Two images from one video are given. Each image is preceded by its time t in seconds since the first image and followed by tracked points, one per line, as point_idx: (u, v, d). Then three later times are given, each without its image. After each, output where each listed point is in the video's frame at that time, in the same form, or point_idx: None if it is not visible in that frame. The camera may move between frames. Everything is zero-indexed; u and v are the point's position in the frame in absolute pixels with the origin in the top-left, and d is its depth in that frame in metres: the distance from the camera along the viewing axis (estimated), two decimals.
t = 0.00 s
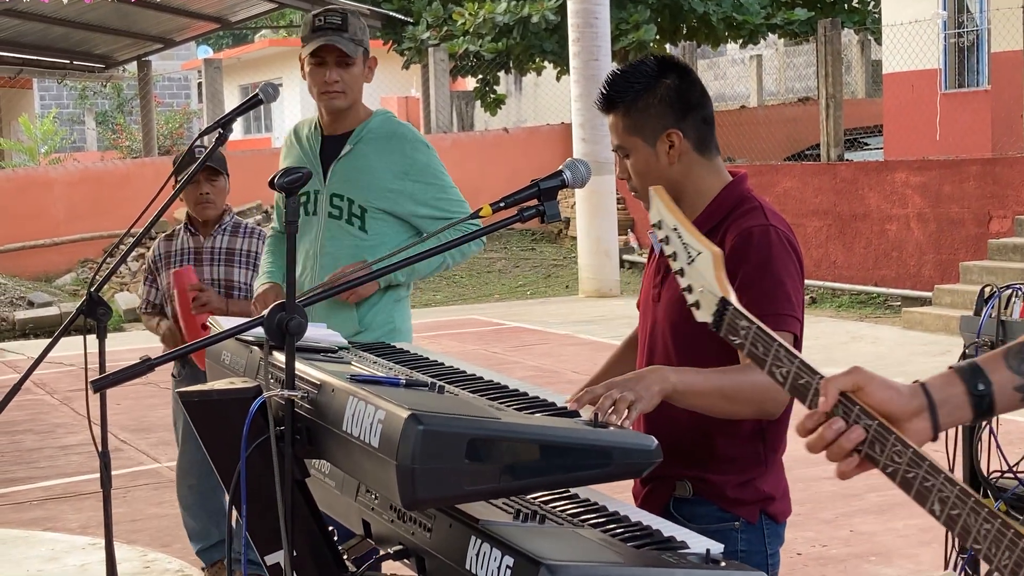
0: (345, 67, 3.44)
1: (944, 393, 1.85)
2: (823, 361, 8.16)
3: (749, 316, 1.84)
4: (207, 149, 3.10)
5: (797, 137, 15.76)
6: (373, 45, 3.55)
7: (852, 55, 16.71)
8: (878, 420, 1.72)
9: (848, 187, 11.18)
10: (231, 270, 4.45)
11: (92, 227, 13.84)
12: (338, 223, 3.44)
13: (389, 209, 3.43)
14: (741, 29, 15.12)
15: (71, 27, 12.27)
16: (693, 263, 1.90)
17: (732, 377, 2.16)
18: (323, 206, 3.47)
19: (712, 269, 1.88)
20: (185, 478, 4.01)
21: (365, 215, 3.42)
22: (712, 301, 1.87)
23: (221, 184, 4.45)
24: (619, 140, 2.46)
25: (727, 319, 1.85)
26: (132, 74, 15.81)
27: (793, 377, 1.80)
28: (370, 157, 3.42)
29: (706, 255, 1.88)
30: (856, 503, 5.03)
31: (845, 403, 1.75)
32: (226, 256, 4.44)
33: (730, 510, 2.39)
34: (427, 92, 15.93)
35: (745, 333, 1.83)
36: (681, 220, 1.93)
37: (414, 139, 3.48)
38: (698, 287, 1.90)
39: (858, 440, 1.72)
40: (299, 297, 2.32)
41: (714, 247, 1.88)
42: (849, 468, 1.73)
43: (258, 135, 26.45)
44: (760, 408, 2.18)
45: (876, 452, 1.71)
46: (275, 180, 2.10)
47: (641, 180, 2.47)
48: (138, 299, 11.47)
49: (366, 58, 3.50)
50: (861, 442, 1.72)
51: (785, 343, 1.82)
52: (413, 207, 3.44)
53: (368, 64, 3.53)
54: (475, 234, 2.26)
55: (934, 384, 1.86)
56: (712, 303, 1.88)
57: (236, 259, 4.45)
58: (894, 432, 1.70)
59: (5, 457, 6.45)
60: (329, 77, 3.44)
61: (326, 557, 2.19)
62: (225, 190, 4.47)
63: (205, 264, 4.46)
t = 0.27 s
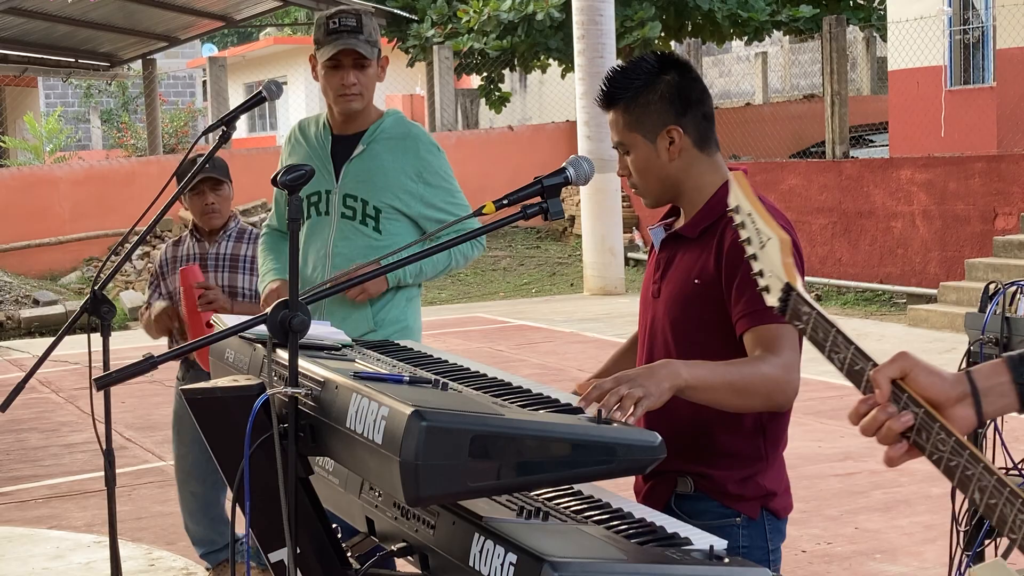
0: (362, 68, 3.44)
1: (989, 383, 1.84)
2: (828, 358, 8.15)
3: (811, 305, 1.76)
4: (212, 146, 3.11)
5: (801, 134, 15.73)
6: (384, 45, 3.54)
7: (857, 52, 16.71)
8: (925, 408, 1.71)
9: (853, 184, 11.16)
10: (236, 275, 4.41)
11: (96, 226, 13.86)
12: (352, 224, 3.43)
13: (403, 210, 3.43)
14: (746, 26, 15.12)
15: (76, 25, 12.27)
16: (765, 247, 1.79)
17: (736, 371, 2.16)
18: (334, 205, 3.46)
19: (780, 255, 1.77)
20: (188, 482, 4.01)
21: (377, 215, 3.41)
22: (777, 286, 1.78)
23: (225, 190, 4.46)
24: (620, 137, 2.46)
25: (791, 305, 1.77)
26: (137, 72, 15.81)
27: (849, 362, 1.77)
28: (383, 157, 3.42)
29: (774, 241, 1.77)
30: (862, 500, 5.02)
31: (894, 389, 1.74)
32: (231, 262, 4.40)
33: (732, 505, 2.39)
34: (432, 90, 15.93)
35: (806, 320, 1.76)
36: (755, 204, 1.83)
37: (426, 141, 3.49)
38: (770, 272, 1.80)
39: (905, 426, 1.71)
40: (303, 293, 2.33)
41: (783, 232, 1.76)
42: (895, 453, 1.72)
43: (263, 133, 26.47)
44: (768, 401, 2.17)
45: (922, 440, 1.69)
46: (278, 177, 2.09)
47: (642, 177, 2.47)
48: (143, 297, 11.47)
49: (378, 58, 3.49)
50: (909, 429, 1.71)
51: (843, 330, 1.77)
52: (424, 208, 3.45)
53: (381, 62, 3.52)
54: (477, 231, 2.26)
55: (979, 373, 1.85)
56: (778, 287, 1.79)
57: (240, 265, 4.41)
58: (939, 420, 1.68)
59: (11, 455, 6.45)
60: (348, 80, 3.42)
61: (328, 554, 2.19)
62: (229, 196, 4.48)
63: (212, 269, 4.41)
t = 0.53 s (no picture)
0: (351, 64, 3.41)
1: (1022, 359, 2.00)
2: (834, 356, 8.14)
3: (845, 300, 2.16)
4: (215, 147, 3.10)
5: (806, 132, 15.72)
6: (388, 39, 3.47)
7: (863, 49, 16.69)
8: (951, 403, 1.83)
9: (859, 182, 11.15)
10: (235, 270, 4.34)
11: (102, 224, 13.87)
12: (347, 220, 3.43)
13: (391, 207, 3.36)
14: (751, 23, 15.11)
15: (82, 24, 12.29)
16: (806, 245, 2.18)
17: (741, 370, 2.16)
18: (335, 203, 3.47)
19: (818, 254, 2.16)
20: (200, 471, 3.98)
21: (366, 212, 3.38)
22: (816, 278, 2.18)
23: (228, 182, 4.46)
24: (623, 137, 2.46)
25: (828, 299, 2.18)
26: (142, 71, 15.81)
27: (883, 357, 2.08)
28: (374, 152, 3.37)
29: (813, 239, 2.16)
30: (868, 498, 5.02)
31: (922, 386, 1.87)
32: (231, 256, 4.34)
33: (737, 504, 2.39)
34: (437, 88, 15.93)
35: (843, 313, 2.15)
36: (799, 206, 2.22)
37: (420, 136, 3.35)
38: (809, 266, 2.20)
39: (936, 423, 1.83)
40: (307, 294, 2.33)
41: (821, 230, 2.14)
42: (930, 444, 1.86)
43: (269, 131, 26.48)
44: (774, 399, 2.17)
45: (950, 434, 1.81)
46: (283, 176, 2.09)
47: (646, 177, 2.47)
48: (149, 295, 11.49)
49: (378, 54, 3.44)
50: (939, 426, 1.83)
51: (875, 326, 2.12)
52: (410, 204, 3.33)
53: (384, 58, 3.47)
54: (481, 231, 2.26)
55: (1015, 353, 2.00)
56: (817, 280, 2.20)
57: (240, 259, 4.34)
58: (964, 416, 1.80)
59: (17, 454, 6.46)
60: (336, 75, 3.42)
61: (334, 553, 2.19)
62: (233, 187, 4.46)
63: (217, 263, 4.39)
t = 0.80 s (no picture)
0: (332, 56, 3.40)
1: None
2: (840, 354, 8.14)
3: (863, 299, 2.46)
4: (220, 144, 3.10)
5: (812, 129, 15.71)
6: (374, 30, 3.41)
7: (868, 47, 16.68)
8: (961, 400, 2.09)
9: (864, 179, 11.14)
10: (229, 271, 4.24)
11: (108, 223, 13.88)
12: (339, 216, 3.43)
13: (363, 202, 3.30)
14: (756, 21, 15.09)
15: (87, 22, 12.30)
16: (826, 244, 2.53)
17: (748, 366, 2.15)
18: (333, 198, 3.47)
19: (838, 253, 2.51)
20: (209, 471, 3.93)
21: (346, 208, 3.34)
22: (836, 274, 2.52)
23: (234, 180, 4.38)
24: (629, 133, 2.46)
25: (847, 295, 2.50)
26: (147, 69, 15.83)
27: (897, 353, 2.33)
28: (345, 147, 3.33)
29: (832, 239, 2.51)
30: (873, 495, 5.02)
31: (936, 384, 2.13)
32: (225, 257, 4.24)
33: (744, 499, 2.39)
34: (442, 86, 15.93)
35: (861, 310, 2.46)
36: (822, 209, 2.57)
37: (383, 130, 3.22)
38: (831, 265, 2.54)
39: (948, 417, 2.09)
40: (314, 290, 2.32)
41: (841, 230, 2.50)
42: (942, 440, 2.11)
43: (274, 130, 26.50)
44: (780, 394, 2.17)
45: (961, 431, 2.08)
46: (286, 174, 2.09)
47: (652, 173, 2.46)
48: (154, 293, 11.51)
49: (362, 46, 3.40)
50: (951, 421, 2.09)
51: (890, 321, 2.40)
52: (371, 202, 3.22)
53: (372, 50, 3.43)
54: (488, 226, 2.25)
55: None
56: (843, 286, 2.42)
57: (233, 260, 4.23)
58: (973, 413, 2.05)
59: (23, 452, 6.47)
60: (318, 66, 3.43)
61: (339, 549, 2.19)
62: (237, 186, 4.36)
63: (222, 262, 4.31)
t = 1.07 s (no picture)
0: (328, 65, 3.41)
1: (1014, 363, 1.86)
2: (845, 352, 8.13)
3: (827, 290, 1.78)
4: (226, 144, 3.11)
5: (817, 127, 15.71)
6: (370, 37, 3.40)
7: (874, 44, 16.65)
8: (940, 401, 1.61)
9: (870, 177, 11.13)
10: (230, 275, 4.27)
11: (114, 222, 13.90)
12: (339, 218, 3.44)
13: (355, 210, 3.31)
14: (762, 19, 15.07)
15: (92, 22, 12.30)
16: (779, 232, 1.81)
17: (752, 366, 2.15)
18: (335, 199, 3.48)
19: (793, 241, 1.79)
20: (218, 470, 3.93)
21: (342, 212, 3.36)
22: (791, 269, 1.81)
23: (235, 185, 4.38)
24: (634, 133, 2.46)
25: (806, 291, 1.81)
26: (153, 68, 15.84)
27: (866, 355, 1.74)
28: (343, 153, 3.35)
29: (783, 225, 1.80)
30: (879, 494, 5.01)
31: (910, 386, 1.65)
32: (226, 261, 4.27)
33: (751, 499, 2.39)
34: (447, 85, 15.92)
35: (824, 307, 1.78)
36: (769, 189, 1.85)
37: (373, 140, 3.22)
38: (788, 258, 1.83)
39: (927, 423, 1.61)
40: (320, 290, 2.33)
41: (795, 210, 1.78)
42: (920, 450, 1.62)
43: (279, 129, 26.52)
44: (785, 393, 2.17)
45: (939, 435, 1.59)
46: (291, 174, 2.09)
47: (658, 172, 2.47)
48: (159, 293, 11.53)
49: (357, 54, 3.40)
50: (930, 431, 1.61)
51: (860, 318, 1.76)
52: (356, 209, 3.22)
53: (368, 58, 3.42)
54: (493, 225, 2.25)
55: (1004, 354, 1.86)
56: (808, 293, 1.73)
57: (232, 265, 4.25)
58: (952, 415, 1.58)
59: (29, 451, 6.48)
60: (315, 76, 3.44)
61: (344, 550, 2.19)
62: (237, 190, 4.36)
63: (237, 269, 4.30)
